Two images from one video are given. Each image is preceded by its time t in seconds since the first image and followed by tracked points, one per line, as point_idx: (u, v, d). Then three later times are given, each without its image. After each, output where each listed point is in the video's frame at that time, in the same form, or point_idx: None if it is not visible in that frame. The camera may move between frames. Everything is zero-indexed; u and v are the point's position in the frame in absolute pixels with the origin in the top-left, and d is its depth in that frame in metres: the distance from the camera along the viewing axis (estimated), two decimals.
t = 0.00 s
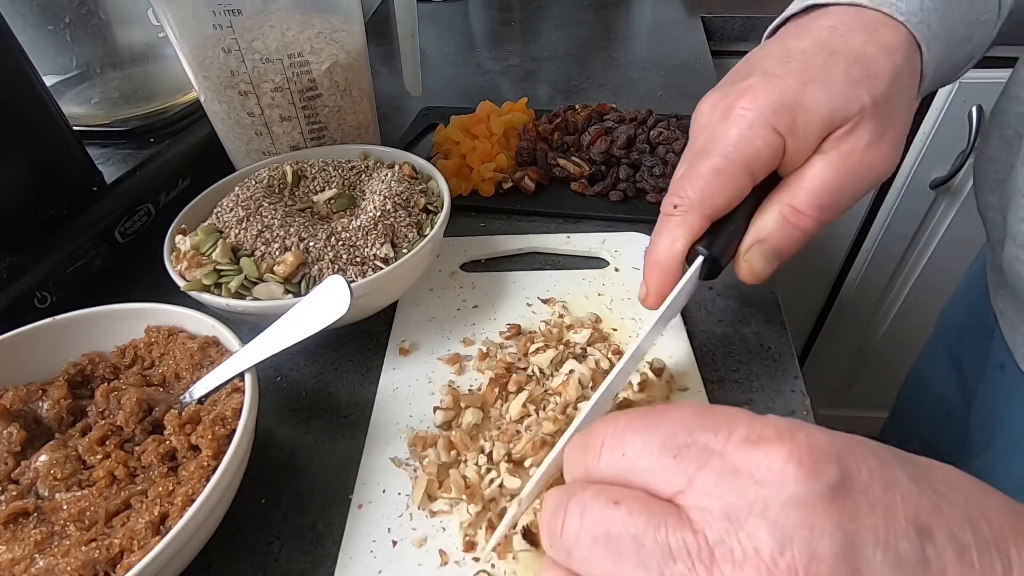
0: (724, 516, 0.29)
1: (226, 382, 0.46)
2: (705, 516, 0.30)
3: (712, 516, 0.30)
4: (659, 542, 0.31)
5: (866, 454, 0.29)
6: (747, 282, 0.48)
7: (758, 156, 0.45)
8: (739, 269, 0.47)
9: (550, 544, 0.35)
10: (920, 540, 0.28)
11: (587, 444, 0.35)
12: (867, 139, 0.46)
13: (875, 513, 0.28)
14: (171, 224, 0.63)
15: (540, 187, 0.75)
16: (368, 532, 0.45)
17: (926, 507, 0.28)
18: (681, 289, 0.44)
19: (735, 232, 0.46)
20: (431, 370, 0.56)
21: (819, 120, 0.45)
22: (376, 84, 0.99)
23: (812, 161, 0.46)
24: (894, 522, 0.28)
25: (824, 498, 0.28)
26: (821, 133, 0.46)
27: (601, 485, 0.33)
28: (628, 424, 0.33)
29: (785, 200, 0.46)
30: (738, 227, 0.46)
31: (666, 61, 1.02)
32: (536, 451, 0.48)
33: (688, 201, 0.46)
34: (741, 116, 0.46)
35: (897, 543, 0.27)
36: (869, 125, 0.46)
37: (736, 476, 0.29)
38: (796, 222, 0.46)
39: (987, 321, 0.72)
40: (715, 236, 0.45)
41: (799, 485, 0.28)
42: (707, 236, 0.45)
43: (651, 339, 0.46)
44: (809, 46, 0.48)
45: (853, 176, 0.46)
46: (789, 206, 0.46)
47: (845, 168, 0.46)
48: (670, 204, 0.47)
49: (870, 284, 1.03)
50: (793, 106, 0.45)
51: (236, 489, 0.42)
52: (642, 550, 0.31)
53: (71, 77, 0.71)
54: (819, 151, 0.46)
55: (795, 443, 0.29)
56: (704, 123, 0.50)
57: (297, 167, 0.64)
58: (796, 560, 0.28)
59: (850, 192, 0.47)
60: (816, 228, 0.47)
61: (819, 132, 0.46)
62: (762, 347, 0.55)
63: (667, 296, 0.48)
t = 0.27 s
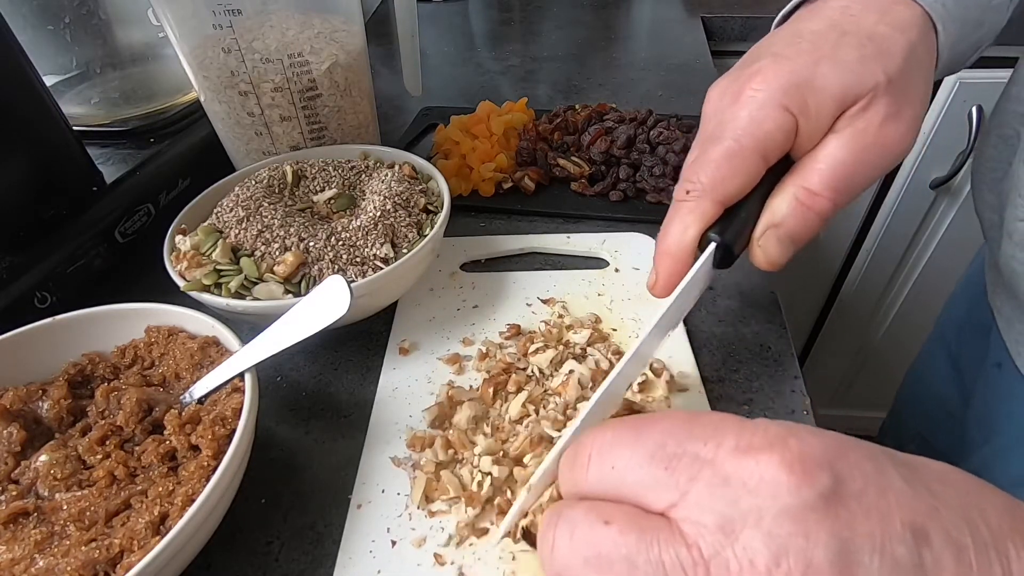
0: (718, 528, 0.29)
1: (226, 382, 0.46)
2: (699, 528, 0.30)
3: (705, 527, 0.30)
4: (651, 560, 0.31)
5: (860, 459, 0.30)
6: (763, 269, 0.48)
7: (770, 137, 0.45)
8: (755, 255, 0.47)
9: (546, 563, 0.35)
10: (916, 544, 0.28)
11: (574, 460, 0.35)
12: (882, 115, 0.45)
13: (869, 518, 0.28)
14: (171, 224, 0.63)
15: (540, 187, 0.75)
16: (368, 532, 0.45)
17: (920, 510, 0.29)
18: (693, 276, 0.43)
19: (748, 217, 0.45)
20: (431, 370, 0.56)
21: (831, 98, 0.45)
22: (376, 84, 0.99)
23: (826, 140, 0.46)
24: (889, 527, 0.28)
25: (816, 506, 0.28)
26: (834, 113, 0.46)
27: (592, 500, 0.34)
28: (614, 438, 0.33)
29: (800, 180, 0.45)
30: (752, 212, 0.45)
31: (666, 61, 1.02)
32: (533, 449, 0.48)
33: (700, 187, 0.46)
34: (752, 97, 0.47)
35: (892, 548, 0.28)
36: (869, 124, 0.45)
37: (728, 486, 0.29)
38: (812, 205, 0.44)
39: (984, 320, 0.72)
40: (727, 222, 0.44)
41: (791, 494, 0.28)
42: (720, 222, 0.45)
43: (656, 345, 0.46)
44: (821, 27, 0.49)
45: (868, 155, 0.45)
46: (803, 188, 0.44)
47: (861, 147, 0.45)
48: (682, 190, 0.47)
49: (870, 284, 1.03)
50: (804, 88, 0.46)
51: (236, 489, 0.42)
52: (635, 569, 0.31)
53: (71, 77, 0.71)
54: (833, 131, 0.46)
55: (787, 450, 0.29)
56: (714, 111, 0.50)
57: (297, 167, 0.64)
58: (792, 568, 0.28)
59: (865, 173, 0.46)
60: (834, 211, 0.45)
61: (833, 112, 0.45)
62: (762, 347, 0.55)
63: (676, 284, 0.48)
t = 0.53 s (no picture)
0: (702, 535, 0.30)
1: (226, 382, 0.46)
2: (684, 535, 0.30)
3: (691, 535, 0.30)
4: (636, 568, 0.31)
5: (841, 463, 0.30)
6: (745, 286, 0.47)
7: (749, 154, 0.46)
8: (734, 269, 0.47)
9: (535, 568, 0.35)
10: (896, 549, 0.28)
11: (560, 468, 0.35)
12: (864, 133, 0.46)
13: (847, 522, 0.28)
14: (171, 224, 0.63)
15: (540, 187, 0.75)
16: (367, 532, 0.45)
17: (903, 514, 0.29)
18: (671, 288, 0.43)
19: (726, 231, 0.45)
20: (431, 370, 0.56)
21: (810, 116, 0.45)
22: (376, 84, 0.99)
23: (807, 158, 0.46)
24: (871, 532, 0.28)
25: (797, 512, 0.28)
26: (815, 131, 0.46)
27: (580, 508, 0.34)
28: (596, 446, 0.34)
29: (779, 198, 0.46)
30: (731, 226, 0.46)
31: (666, 61, 1.02)
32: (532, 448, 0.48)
33: (680, 201, 0.47)
34: (734, 114, 0.47)
35: (872, 553, 0.28)
36: (870, 122, 0.45)
37: (711, 492, 0.30)
38: (790, 221, 0.45)
39: (983, 318, 0.72)
40: (704, 236, 0.44)
41: (772, 501, 0.28)
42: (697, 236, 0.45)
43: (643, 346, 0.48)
44: (804, 44, 0.49)
45: (845, 174, 0.46)
46: (783, 204, 0.45)
47: (839, 166, 0.46)
48: (662, 205, 0.48)
49: (870, 284, 1.03)
50: (783, 104, 0.46)
51: (236, 489, 0.42)
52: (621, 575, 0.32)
53: (71, 77, 0.71)
54: (813, 149, 0.46)
55: (768, 457, 0.29)
56: (698, 123, 0.50)
57: (297, 167, 0.64)
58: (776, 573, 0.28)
59: (841, 194, 0.47)
60: (812, 227, 0.46)
61: (815, 128, 0.46)
62: (762, 347, 0.55)
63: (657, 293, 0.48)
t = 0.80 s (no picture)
0: (712, 538, 0.30)
1: (226, 382, 0.46)
2: (691, 537, 0.30)
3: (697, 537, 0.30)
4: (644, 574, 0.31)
5: (854, 464, 0.29)
6: (770, 273, 0.46)
7: (772, 142, 0.46)
8: (760, 257, 0.46)
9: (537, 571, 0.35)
10: (913, 548, 0.28)
11: (567, 462, 0.35)
12: (887, 118, 0.46)
13: (862, 523, 0.28)
14: (171, 224, 0.63)
15: (540, 187, 0.75)
16: (367, 532, 0.45)
17: (919, 513, 0.28)
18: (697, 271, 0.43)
19: (753, 216, 0.45)
20: (430, 370, 0.56)
21: (832, 105, 0.45)
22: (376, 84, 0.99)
23: (831, 145, 0.46)
24: (885, 531, 0.28)
25: (808, 513, 0.28)
26: (838, 118, 0.46)
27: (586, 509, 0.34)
28: (607, 441, 0.34)
29: (802, 184, 0.45)
30: (758, 212, 0.45)
31: (666, 61, 1.02)
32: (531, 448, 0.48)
33: (704, 190, 0.46)
34: (758, 104, 0.47)
35: (889, 553, 0.28)
36: (864, 134, 0.46)
37: (717, 493, 0.30)
38: (816, 206, 0.45)
39: (981, 317, 0.72)
40: (730, 222, 0.44)
41: (782, 501, 0.28)
42: (723, 222, 0.45)
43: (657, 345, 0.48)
44: (829, 33, 0.49)
45: (870, 159, 0.46)
46: (807, 190, 0.45)
47: (864, 151, 0.45)
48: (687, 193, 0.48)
49: (869, 284, 1.03)
50: (806, 92, 0.46)
51: (235, 489, 0.42)
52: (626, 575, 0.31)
53: (71, 77, 0.71)
54: (837, 135, 0.46)
55: (778, 456, 0.29)
56: (722, 117, 0.50)
57: (297, 167, 0.64)
58: None
59: (867, 178, 0.46)
60: (838, 213, 0.45)
61: (837, 115, 0.46)
62: (762, 347, 0.55)
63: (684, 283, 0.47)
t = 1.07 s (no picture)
0: (698, 544, 0.29)
1: (226, 382, 0.46)
2: (678, 544, 0.30)
3: (684, 543, 0.30)
4: None
5: (837, 462, 0.30)
6: (750, 266, 0.46)
7: (756, 131, 0.46)
8: (737, 248, 0.46)
9: None
10: (901, 548, 0.28)
11: (557, 480, 0.36)
12: (872, 115, 0.46)
13: (846, 522, 0.28)
14: (171, 224, 0.63)
15: (540, 187, 0.75)
16: (367, 531, 0.45)
17: (906, 513, 0.28)
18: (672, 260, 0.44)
19: (732, 207, 0.45)
20: (431, 370, 0.56)
21: (818, 98, 0.45)
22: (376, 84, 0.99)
23: (815, 139, 0.46)
24: (872, 530, 0.28)
25: (790, 516, 0.28)
26: (823, 112, 0.46)
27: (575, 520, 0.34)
28: (591, 457, 0.34)
29: (785, 178, 0.45)
30: (737, 204, 0.46)
31: (666, 61, 1.02)
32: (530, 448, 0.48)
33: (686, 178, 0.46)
34: (743, 93, 0.48)
35: (876, 552, 0.27)
36: (849, 130, 0.46)
37: (700, 500, 0.30)
38: (798, 201, 0.45)
39: (976, 316, 0.72)
40: (709, 211, 0.45)
41: (763, 506, 0.28)
42: (703, 210, 0.45)
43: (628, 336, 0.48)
44: (815, 30, 0.49)
45: (853, 156, 0.46)
46: (789, 184, 0.45)
47: (849, 146, 0.46)
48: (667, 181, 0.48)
49: (870, 284, 1.03)
50: (793, 84, 0.46)
51: (236, 489, 0.42)
52: None
53: (71, 77, 0.71)
54: (822, 129, 0.47)
55: (760, 458, 0.29)
56: (706, 108, 0.50)
57: (297, 167, 0.64)
58: None
59: (852, 173, 0.46)
60: (818, 208, 0.45)
61: (822, 110, 0.46)
62: (762, 347, 0.55)
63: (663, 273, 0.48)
